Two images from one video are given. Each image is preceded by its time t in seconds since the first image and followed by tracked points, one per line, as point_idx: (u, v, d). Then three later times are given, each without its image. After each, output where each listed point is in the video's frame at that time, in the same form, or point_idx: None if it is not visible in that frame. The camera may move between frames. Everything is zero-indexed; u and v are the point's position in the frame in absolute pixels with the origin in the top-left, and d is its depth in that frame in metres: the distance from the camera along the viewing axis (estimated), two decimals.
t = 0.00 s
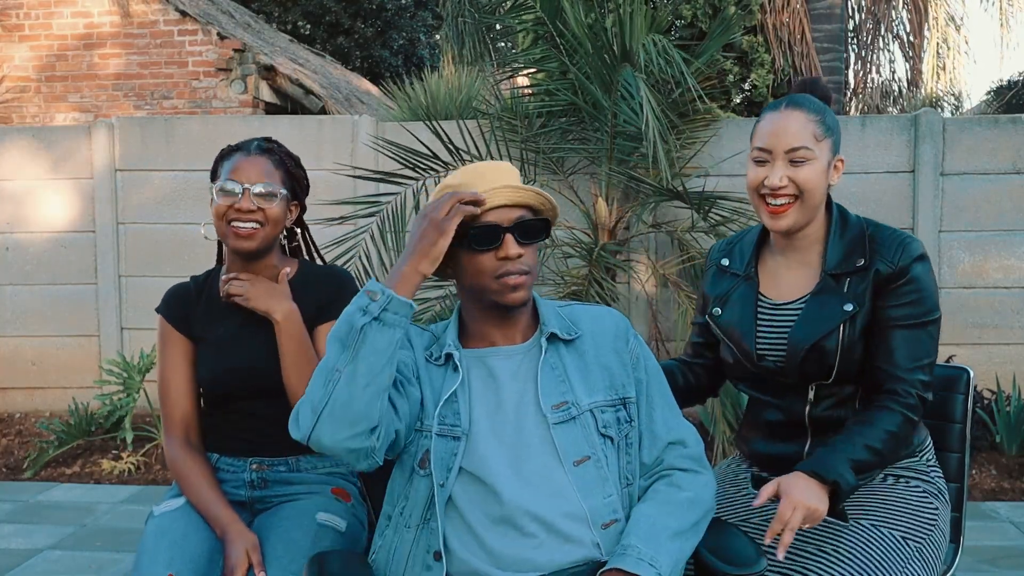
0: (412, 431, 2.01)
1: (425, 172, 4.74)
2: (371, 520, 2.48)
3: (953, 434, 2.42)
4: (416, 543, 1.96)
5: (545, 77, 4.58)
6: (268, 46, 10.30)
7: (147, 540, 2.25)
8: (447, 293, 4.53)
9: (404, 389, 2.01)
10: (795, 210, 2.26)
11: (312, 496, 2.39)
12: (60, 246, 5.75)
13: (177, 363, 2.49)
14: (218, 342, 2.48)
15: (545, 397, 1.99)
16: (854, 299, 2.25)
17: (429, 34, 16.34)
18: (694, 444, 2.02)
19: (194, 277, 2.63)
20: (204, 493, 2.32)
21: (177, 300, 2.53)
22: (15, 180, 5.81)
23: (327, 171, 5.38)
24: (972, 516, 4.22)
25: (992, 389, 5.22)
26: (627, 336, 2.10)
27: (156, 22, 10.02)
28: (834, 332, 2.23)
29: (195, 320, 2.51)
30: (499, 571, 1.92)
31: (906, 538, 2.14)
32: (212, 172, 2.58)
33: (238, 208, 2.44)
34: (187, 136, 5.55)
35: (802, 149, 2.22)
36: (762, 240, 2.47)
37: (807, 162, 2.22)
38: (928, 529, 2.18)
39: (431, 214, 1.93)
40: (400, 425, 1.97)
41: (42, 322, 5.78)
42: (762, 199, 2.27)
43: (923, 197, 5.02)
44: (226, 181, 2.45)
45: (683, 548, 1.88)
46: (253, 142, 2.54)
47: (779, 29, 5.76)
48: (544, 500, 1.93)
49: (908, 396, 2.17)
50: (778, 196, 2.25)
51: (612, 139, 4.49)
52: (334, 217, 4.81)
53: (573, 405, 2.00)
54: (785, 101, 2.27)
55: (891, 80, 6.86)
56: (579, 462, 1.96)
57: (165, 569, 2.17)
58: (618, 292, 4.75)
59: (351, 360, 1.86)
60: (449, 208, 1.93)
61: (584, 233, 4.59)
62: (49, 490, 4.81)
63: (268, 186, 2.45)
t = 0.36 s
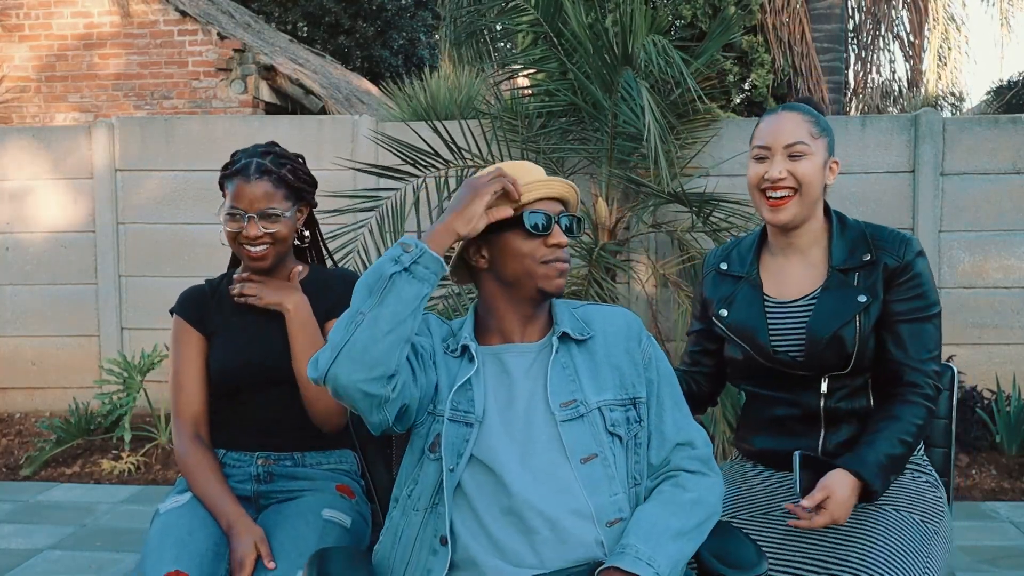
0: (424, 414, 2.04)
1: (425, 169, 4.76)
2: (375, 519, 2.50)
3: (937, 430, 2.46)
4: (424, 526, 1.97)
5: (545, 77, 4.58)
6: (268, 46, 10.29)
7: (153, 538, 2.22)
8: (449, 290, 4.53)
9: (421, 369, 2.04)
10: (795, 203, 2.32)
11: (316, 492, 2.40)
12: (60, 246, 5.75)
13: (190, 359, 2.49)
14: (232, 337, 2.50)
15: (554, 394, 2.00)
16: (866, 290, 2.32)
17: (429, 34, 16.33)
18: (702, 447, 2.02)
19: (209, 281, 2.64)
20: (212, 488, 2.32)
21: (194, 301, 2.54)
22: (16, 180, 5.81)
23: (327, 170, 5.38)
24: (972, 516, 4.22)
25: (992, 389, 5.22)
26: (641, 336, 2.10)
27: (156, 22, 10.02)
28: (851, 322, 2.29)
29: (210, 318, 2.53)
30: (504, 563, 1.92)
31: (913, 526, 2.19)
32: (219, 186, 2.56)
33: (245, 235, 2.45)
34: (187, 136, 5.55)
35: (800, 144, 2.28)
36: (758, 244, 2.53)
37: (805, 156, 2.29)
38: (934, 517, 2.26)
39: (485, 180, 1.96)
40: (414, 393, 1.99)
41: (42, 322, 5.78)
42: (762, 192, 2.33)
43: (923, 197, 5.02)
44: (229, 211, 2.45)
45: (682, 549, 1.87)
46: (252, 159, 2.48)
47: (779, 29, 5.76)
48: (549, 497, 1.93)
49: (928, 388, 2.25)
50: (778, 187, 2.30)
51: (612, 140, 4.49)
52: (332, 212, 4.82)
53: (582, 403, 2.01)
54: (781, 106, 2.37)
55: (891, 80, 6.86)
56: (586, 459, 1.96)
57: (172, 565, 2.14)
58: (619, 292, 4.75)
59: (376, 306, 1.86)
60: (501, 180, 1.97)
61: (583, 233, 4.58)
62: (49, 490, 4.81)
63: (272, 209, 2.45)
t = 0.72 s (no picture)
0: (434, 399, 2.05)
1: (425, 168, 4.77)
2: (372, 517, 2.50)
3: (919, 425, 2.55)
4: (434, 512, 1.98)
5: (544, 78, 4.59)
6: (268, 46, 10.29)
7: (154, 537, 2.23)
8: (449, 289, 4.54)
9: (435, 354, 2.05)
10: (814, 204, 2.35)
11: (314, 489, 2.41)
12: (60, 246, 5.75)
13: (191, 358, 2.47)
14: (233, 336, 2.50)
15: (555, 394, 2.00)
16: (890, 294, 2.34)
17: (429, 34, 16.33)
18: (705, 448, 2.01)
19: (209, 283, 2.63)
20: (213, 487, 2.32)
21: (196, 302, 2.53)
22: (16, 180, 5.81)
23: (327, 170, 5.38)
24: (972, 516, 4.22)
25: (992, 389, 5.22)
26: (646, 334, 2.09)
27: (156, 22, 10.01)
28: (880, 327, 2.30)
29: (213, 315, 2.52)
30: (507, 558, 1.92)
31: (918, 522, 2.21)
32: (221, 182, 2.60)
33: (248, 219, 2.48)
34: (187, 136, 5.55)
35: (818, 145, 2.33)
36: (772, 244, 2.55)
37: (823, 158, 2.34)
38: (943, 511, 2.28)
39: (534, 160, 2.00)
40: (427, 368, 2.01)
41: (42, 322, 5.78)
42: (781, 194, 2.37)
43: (923, 197, 5.02)
44: (234, 196, 2.48)
45: (680, 551, 1.86)
46: (254, 152, 2.55)
47: (779, 29, 5.76)
48: (549, 497, 1.94)
49: (946, 397, 2.31)
50: (797, 188, 2.35)
51: (612, 140, 4.50)
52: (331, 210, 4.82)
53: (582, 404, 2.01)
54: (796, 111, 2.43)
55: (891, 80, 6.85)
56: (585, 460, 1.97)
57: (175, 561, 2.15)
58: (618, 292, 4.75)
59: (405, 265, 1.90)
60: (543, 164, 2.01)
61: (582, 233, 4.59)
62: (49, 491, 4.81)
63: (275, 194, 2.48)
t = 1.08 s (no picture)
0: (433, 404, 2.07)
1: (424, 169, 4.76)
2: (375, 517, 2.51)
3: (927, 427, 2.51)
4: (434, 516, 1.98)
5: (544, 78, 4.59)
6: (268, 46, 10.30)
7: (155, 541, 2.24)
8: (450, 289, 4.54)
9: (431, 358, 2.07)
10: (841, 208, 2.35)
11: (316, 491, 2.42)
12: (60, 246, 5.75)
13: (187, 360, 2.47)
14: (230, 337, 2.49)
15: (558, 395, 2.01)
16: (915, 303, 2.34)
17: (429, 34, 16.34)
18: (708, 448, 2.00)
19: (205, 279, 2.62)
20: (211, 490, 2.32)
21: (191, 299, 2.52)
22: (16, 179, 5.81)
23: (327, 170, 5.38)
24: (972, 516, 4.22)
25: (992, 389, 5.22)
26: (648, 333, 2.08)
27: (156, 22, 10.01)
28: (907, 337, 2.30)
29: (208, 316, 2.51)
30: (508, 558, 1.93)
31: (923, 525, 2.23)
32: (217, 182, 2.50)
33: (251, 241, 2.43)
34: (187, 136, 5.55)
35: (852, 150, 2.32)
36: (790, 241, 2.53)
37: (856, 163, 2.32)
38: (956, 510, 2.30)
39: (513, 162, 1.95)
40: (421, 374, 2.02)
41: (42, 322, 5.78)
42: (809, 195, 2.36)
43: (923, 197, 5.02)
44: (236, 217, 2.42)
45: (680, 552, 1.86)
46: (253, 163, 2.43)
47: (779, 29, 5.76)
48: (551, 498, 1.94)
49: (964, 408, 2.32)
50: (827, 192, 2.34)
51: (612, 140, 4.49)
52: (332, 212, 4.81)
53: (584, 404, 2.01)
54: (833, 110, 2.40)
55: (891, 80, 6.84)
56: (587, 460, 1.97)
57: (179, 566, 2.16)
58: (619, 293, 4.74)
59: (389, 275, 1.91)
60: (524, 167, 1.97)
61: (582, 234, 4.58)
62: (49, 491, 4.81)
63: (277, 215, 2.43)
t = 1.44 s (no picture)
0: (428, 405, 2.08)
1: (424, 169, 4.77)
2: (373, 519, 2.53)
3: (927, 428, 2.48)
4: (431, 518, 1.99)
5: (545, 77, 4.59)
6: (268, 46, 10.30)
7: (153, 545, 2.26)
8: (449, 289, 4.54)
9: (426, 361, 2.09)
10: (850, 213, 2.34)
11: (316, 496, 2.43)
12: (60, 245, 5.75)
13: (186, 358, 2.46)
14: (234, 335, 2.48)
15: (558, 396, 2.01)
16: (924, 308, 2.34)
17: (429, 34, 16.32)
18: (712, 451, 1.98)
19: (205, 274, 2.62)
20: (208, 492, 2.32)
21: (189, 294, 2.51)
22: (16, 179, 5.81)
23: (327, 170, 5.38)
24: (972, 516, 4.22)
25: (992, 389, 5.21)
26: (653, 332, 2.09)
27: (156, 22, 10.01)
28: (916, 341, 2.30)
29: (207, 315, 2.50)
30: (504, 559, 1.92)
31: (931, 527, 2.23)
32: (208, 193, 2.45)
33: (253, 246, 2.40)
34: (186, 136, 5.55)
35: (863, 154, 2.32)
36: (797, 245, 2.53)
37: (867, 168, 2.32)
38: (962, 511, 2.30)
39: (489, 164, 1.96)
40: (410, 377, 2.01)
41: (42, 322, 5.79)
42: (818, 199, 2.36)
43: (923, 197, 5.02)
44: (233, 226, 2.38)
45: (677, 555, 1.86)
46: (243, 167, 2.39)
47: (779, 29, 5.75)
48: (548, 499, 1.94)
49: (972, 413, 2.32)
50: (835, 196, 2.33)
51: (612, 139, 4.50)
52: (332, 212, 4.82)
53: (584, 405, 2.01)
54: (845, 112, 2.40)
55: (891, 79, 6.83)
56: (585, 462, 1.97)
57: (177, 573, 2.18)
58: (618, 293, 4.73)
59: (368, 281, 1.91)
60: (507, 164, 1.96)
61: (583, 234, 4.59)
62: (49, 491, 4.81)
63: (275, 217, 2.39)
